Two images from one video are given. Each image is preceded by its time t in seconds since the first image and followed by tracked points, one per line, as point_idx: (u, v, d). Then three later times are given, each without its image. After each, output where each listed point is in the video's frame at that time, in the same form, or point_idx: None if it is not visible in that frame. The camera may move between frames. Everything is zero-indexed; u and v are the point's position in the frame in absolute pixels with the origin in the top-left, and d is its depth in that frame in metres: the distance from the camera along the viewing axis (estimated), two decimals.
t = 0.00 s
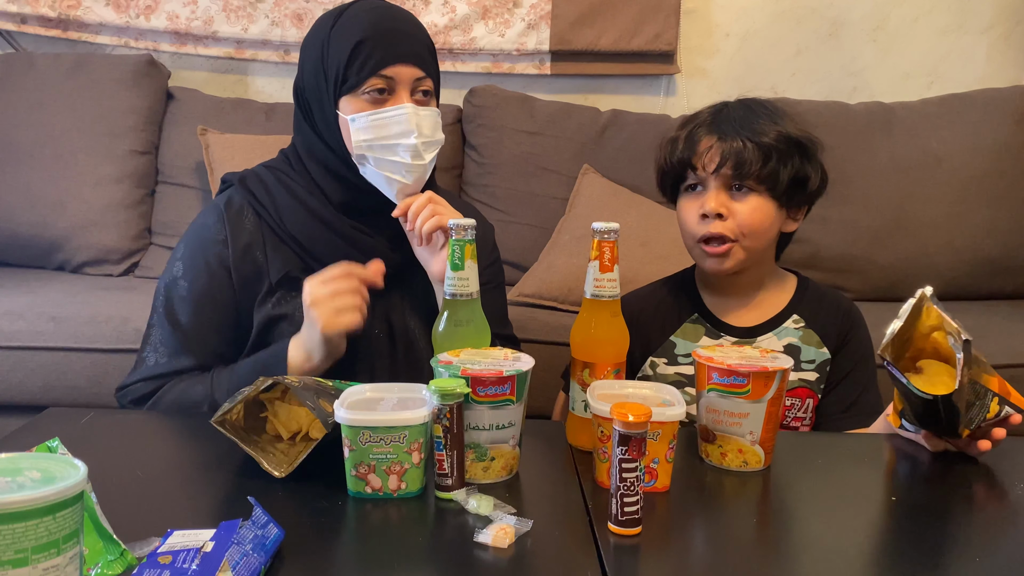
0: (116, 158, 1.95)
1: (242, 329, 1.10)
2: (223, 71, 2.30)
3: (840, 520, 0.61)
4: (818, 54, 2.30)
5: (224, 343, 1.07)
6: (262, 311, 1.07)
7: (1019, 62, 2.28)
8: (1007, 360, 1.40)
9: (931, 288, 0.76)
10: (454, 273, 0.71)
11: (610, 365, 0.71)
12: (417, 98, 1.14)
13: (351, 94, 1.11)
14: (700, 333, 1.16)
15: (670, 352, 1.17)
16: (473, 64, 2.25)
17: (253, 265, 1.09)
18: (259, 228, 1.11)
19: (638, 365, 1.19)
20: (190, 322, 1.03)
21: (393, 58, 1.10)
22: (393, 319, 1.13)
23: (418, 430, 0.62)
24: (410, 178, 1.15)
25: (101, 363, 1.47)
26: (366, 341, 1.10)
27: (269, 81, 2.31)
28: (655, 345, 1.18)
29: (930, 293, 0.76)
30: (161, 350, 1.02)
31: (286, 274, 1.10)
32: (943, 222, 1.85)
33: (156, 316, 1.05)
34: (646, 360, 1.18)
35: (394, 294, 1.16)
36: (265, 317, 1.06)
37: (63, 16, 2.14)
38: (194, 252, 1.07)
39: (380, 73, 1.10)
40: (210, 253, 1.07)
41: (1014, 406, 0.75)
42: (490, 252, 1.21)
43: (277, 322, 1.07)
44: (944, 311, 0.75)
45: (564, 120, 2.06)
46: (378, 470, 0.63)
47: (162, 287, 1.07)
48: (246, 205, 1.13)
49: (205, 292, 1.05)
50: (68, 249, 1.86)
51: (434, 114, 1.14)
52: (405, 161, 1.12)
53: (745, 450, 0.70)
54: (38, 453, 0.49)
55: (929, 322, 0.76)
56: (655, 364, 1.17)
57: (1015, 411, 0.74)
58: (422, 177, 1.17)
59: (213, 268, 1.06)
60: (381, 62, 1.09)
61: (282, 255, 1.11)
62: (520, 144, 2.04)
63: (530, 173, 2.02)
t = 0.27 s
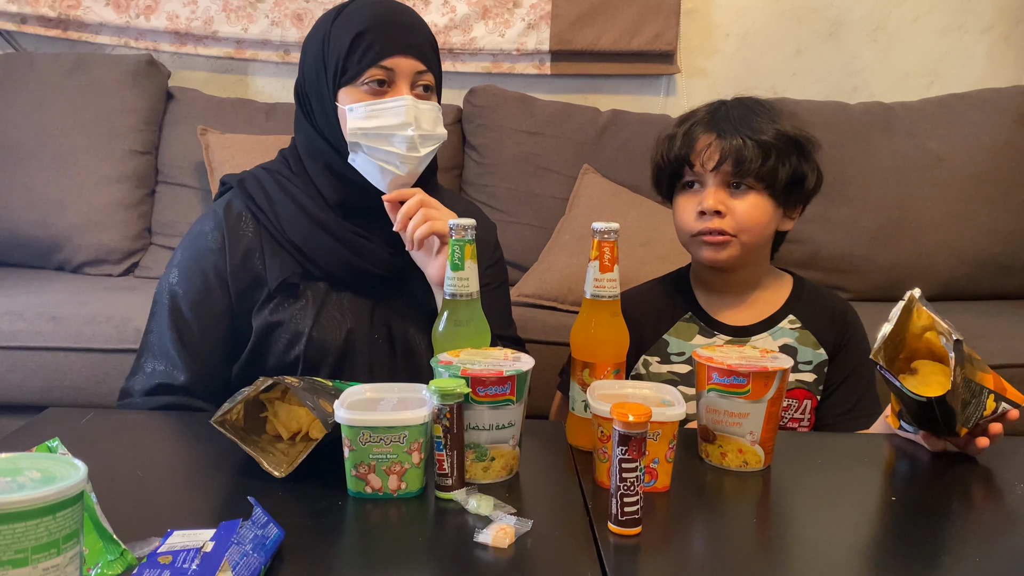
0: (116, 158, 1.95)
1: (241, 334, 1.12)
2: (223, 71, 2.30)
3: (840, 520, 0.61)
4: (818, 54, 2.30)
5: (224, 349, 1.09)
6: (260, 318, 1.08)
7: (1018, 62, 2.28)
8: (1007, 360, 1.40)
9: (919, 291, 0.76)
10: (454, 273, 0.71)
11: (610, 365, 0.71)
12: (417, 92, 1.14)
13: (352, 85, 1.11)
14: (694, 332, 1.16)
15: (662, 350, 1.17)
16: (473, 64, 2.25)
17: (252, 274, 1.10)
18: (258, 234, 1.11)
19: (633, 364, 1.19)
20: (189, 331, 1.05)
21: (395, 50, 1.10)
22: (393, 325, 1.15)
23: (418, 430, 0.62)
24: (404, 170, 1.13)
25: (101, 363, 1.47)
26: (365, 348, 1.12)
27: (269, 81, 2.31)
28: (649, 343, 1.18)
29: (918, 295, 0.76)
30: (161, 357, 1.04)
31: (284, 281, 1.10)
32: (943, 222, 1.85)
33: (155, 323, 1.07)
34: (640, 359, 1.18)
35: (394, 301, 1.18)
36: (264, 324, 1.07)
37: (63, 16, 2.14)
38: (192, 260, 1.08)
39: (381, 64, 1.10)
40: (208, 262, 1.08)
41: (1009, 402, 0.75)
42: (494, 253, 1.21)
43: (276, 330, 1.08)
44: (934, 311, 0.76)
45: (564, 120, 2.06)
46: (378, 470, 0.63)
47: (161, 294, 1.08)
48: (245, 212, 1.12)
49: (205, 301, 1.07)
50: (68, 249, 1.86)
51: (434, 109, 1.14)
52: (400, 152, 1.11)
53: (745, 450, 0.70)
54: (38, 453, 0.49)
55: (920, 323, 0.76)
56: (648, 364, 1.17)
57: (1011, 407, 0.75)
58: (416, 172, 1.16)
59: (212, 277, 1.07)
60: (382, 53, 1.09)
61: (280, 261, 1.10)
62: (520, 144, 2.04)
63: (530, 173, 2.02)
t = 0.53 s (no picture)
0: (116, 158, 1.95)
1: (239, 337, 1.12)
2: (223, 71, 2.30)
3: (840, 521, 0.61)
4: (818, 54, 2.30)
5: (221, 352, 1.10)
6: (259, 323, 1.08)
7: (1019, 62, 2.28)
8: (1007, 360, 1.40)
9: (919, 292, 0.76)
10: (454, 273, 0.71)
11: (610, 365, 0.71)
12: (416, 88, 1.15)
13: (352, 80, 1.11)
14: (687, 332, 1.16)
15: (657, 351, 1.17)
16: (473, 64, 2.25)
17: (248, 277, 1.08)
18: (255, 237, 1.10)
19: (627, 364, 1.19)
20: (185, 337, 1.06)
21: (394, 46, 1.10)
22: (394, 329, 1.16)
23: (418, 430, 0.62)
24: (404, 167, 1.13)
25: (101, 363, 1.47)
26: (365, 351, 1.13)
27: (269, 81, 2.31)
28: (643, 344, 1.18)
29: (918, 297, 0.76)
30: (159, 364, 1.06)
31: (282, 285, 1.09)
32: (943, 222, 1.85)
33: (150, 327, 1.08)
34: (634, 359, 1.19)
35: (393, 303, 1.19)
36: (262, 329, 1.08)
37: (63, 16, 2.14)
38: (188, 264, 1.07)
39: (380, 60, 1.10)
40: (204, 266, 1.07)
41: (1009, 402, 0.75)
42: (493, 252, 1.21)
43: (275, 334, 1.09)
44: (935, 312, 0.76)
45: (564, 120, 2.06)
46: (379, 470, 0.63)
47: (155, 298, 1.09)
48: (240, 214, 1.11)
49: (202, 305, 1.07)
50: (68, 249, 1.86)
51: (434, 106, 1.15)
52: (400, 149, 1.11)
53: (745, 450, 0.70)
54: (38, 454, 0.49)
55: (921, 323, 0.76)
56: (643, 364, 1.17)
57: (1011, 406, 0.75)
58: (416, 171, 1.16)
59: (208, 281, 1.07)
60: (381, 49, 1.09)
61: (278, 265, 1.10)
62: (520, 144, 2.04)
63: (530, 173, 2.02)
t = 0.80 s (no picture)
0: (116, 158, 1.95)
1: (235, 338, 1.13)
2: (223, 71, 2.30)
3: (840, 521, 0.61)
4: (818, 54, 2.30)
5: (217, 352, 1.11)
6: (253, 326, 1.08)
7: (1019, 62, 2.28)
8: (1007, 360, 1.40)
9: (919, 292, 0.76)
10: (454, 273, 0.71)
11: (610, 365, 0.71)
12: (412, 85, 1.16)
13: (347, 77, 1.12)
14: (687, 333, 1.16)
15: (655, 352, 1.17)
16: (473, 64, 2.25)
17: (242, 280, 1.08)
18: (248, 241, 1.10)
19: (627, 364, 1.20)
20: (180, 339, 1.07)
21: (389, 42, 1.11)
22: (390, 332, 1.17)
23: (418, 430, 0.62)
24: (400, 163, 1.14)
25: (101, 363, 1.47)
26: (361, 353, 1.13)
27: (269, 81, 2.31)
28: (643, 344, 1.18)
29: (918, 297, 0.76)
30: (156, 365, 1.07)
31: (277, 288, 1.08)
32: (943, 222, 1.85)
33: (147, 329, 1.09)
34: (633, 360, 1.19)
35: (389, 306, 1.19)
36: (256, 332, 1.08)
37: (63, 16, 2.14)
38: (182, 266, 1.07)
39: (375, 57, 1.11)
40: (197, 268, 1.07)
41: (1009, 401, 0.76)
42: (491, 251, 1.20)
43: (270, 336, 1.09)
44: (935, 312, 0.76)
45: (564, 120, 2.06)
46: (378, 470, 0.63)
47: (151, 301, 1.09)
48: (234, 217, 1.11)
49: (197, 308, 1.07)
50: (68, 249, 1.86)
51: (430, 104, 1.16)
52: (396, 144, 1.11)
53: (745, 450, 0.70)
54: (38, 454, 0.49)
55: (920, 324, 0.76)
56: (642, 365, 1.17)
57: (1011, 406, 0.75)
58: (412, 168, 1.16)
59: (202, 283, 1.07)
60: (376, 46, 1.10)
61: (272, 268, 1.09)
62: (520, 144, 2.04)
63: (530, 173, 2.02)
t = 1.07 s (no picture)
0: (116, 157, 1.95)
1: (236, 339, 1.13)
2: (223, 71, 2.30)
3: (840, 521, 0.61)
4: (817, 54, 2.30)
5: (218, 354, 1.11)
6: (253, 327, 1.08)
7: (1019, 62, 2.28)
8: (1007, 360, 1.40)
9: (920, 291, 0.76)
10: (454, 273, 0.71)
11: (610, 365, 0.71)
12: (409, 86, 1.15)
13: (342, 81, 1.11)
14: (687, 334, 1.16)
15: (656, 353, 1.17)
16: (473, 64, 2.25)
17: (242, 281, 1.08)
18: (248, 241, 1.11)
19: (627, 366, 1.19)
20: (182, 340, 1.07)
21: (384, 45, 1.10)
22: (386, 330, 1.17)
23: (418, 431, 0.62)
24: (396, 167, 1.12)
25: (101, 363, 1.47)
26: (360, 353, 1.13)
27: (269, 81, 2.31)
28: (643, 345, 1.18)
29: (919, 295, 0.76)
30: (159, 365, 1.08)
31: (277, 288, 1.09)
32: (943, 222, 1.84)
33: (149, 331, 1.09)
34: (634, 360, 1.18)
35: (388, 306, 1.19)
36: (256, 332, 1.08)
37: (63, 16, 2.14)
38: (182, 267, 1.08)
39: (370, 59, 1.10)
40: (197, 269, 1.07)
41: (1009, 401, 0.76)
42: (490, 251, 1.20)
43: (270, 337, 1.09)
44: (936, 311, 0.76)
45: (564, 120, 2.06)
46: (378, 470, 0.63)
47: (151, 302, 1.10)
48: (233, 218, 1.11)
49: (197, 309, 1.07)
50: (68, 249, 1.86)
51: (425, 103, 1.15)
52: (393, 148, 1.10)
53: (745, 450, 0.70)
54: (38, 454, 0.48)
55: (920, 323, 0.76)
56: (642, 366, 1.17)
57: (1011, 405, 0.75)
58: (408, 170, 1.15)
59: (202, 284, 1.07)
60: (373, 48, 1.10)
61: (272, 269, 1.09)
62: (520, 144, 2.04)
63: (530, 173, 2.02)
